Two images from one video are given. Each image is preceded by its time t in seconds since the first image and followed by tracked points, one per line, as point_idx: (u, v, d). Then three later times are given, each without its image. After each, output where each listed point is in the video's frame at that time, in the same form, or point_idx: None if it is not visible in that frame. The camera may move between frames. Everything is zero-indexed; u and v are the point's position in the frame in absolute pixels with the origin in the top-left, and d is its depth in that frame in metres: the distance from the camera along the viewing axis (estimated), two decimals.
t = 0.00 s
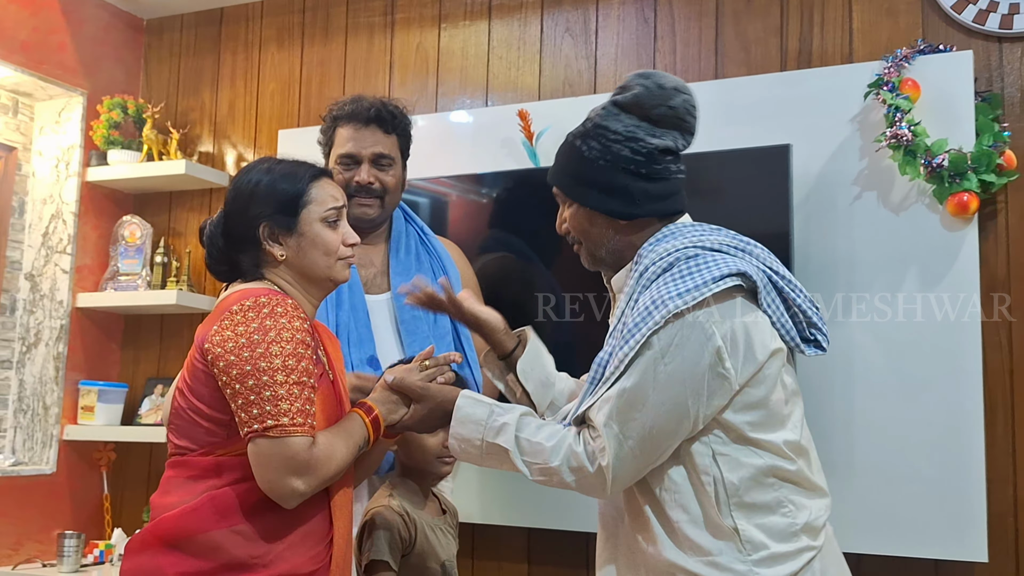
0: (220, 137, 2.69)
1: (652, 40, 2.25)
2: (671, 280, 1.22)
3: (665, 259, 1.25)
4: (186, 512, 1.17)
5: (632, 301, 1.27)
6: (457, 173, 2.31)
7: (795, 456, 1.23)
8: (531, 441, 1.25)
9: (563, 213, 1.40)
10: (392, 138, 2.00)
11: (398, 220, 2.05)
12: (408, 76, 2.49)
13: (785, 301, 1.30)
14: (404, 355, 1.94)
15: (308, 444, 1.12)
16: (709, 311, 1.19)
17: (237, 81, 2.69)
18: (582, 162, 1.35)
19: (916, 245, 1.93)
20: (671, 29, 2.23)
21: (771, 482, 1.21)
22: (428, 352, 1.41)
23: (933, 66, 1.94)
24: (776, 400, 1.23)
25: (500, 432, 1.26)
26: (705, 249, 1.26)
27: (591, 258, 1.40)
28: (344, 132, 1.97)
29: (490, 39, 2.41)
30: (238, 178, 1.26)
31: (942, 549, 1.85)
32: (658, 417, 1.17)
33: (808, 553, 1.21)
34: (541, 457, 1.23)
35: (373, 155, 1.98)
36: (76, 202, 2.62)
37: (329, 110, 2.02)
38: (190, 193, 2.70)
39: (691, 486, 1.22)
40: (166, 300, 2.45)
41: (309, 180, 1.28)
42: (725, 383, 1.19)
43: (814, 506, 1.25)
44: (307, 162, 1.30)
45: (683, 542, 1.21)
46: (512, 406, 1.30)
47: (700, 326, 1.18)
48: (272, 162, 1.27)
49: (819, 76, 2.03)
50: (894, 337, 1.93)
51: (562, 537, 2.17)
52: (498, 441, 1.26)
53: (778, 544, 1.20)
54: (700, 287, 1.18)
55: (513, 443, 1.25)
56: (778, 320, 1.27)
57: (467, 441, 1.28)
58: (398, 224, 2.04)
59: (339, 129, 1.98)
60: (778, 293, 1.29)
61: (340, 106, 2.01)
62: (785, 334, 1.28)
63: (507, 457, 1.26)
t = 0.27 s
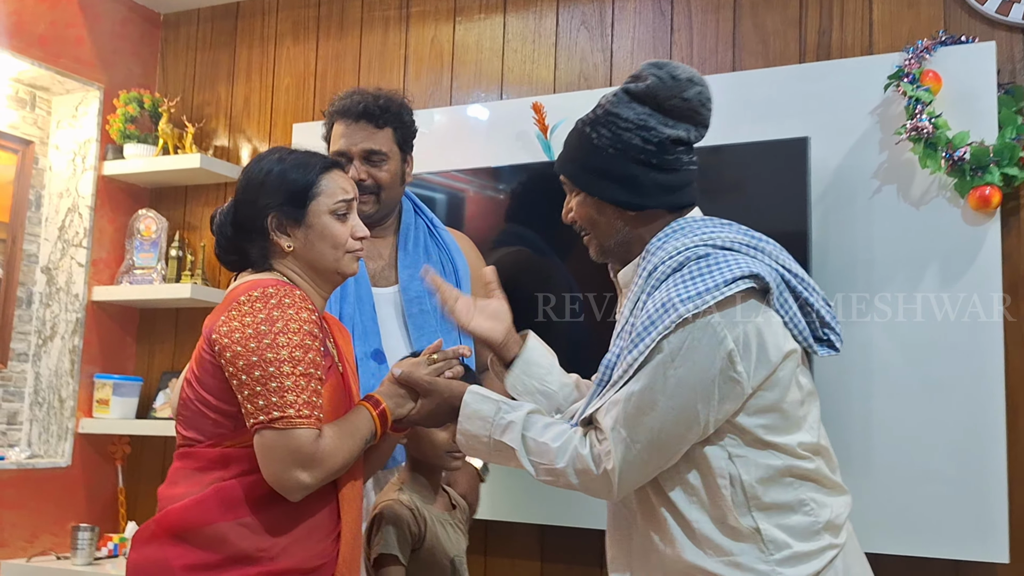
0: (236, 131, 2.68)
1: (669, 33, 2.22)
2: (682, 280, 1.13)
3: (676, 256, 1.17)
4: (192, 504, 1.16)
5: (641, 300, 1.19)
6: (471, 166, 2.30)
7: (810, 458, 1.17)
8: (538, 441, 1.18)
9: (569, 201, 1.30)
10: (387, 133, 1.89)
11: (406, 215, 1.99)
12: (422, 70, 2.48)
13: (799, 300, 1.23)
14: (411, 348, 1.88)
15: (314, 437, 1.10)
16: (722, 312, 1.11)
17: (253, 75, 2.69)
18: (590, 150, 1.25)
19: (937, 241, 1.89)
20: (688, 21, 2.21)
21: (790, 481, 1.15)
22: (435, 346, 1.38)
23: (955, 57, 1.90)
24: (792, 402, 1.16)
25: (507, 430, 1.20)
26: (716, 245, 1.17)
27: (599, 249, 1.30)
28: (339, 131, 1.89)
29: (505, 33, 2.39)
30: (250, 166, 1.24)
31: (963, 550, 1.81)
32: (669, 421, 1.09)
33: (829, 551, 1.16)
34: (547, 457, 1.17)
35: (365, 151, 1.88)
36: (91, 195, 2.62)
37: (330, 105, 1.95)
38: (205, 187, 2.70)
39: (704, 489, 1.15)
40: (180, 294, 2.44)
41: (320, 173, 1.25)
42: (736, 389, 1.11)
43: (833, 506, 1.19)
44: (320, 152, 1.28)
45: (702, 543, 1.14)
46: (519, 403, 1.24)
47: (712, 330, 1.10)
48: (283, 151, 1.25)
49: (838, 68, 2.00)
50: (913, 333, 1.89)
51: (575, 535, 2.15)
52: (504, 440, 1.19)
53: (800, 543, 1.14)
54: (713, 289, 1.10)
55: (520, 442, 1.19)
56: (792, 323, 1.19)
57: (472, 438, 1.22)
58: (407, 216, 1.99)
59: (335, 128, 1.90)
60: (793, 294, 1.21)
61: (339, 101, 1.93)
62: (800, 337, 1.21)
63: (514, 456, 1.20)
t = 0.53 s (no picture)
0: (240, 123, 2.66)
1: (676, 22, 2.20)
2: (703, 245, 1.14)
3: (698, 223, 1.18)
4: (193, 493, 1.13)
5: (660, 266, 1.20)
6: (476, 156, 2.28)
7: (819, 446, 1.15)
8: (549, 417, 1.18)
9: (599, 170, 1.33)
10: (363, 130, 1.70)
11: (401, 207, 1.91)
12: (428, 61, 2.46)
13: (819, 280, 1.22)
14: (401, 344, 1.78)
15: (318, 422, 1.08)
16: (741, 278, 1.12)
17: (257, 66, 2.67)
18: (622, 115, 1.30)
19: (948, 231, 1.86)
20: (696, 10, 2.18)
21: (793, 471, 1.13)
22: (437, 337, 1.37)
23: (967, 45, 1.87)
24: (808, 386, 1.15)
25: (516, 408, 1.19)
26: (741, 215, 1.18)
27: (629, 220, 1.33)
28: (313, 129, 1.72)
29: (511, 22, 2.37)
30: (260, 147, 1.21)
31: (975, 545, 1.78)
32: (685, 390, 1.10)
33: (826, 547, 1.14)
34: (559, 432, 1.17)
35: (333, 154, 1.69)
36: (95, 187, 2.60)
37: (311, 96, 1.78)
38: (209, 179, 2.68)
39: (709, 468, 1.14)
40: (184, 285, 2.43)
41: (327, 160, 1.22)
42: (754, 357, 1.11)
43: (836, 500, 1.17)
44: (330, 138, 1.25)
45: (694, 523, 1.13)
46: (529, 382, 1.23)
47: (732, 294, 1.11)
48: (293, 134, 1.22)
49: (848, 56, 1.97)
50: (924, 325, 1.86)
51: (581, 529, 2.13)
52: (515, 418, 1.19)
53: (795, 535, 1.12)
54: (734, 254, 1.12)
55: (530, 419, 1.18)
56: (813, 303, 1.18)
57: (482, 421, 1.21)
58: (402, 207, 1.91)
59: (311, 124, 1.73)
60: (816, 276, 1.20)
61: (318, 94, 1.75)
62: (819, 316, 1.19)
63: (524, 436, 1.19)
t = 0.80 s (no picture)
0: (239, 123, 2.64)
1: (680, 22, 2.17)
2: (725, 232, 1.17)
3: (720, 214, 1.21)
4: (188, 500, 1.10)
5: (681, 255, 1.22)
6: (477, 158, 2.25)
7: (824, 453, 1.15)
8: (560, 409, 1.18)
9: (616, 171, 1.34)
10: (357, 133, 1.67)
11: (401, 208, 1.89)
12: (428, 61, 2.43)
13: (841, 282, 1.22)
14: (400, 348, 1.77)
15: (313, 424, 1.05)
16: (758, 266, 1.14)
17: (257, 66, 2.64)
18: (638, 112, 1.30)
19: (957, 233, 1.83)
20: (700, 10, 2.15)
21: (795, 476, 1.13)
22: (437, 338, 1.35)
23: (976, 45, 1.84)
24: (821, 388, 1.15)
25: (526, 401, 1.20)
26: (765, 208, 1.19)
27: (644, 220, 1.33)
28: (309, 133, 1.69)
29: (513, 23, 2.34)
30: (279, 143, 1.18)
31: (984, 554, 1.74)
32: (698, 378, 1.11)
33: (817, 560, 1.13)
34: (571, 424, 1.17)
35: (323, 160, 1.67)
36: (93, 188, 2.58)
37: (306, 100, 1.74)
38: (209, 181, 2.66)
39: (713, 463, 1.14)
40: (182, 288, 2.40)
41: (342, 168, 1.18)
42: (771, 348, 1.12)
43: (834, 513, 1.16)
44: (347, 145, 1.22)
45: (688, 518, 1.14)
46: (537, 378, 1.24)
47: (751, 281, 1.13)
48: (311, 136, 1.18)
49: (855, 56, 1.93)
50: (933, 330, 1.83)
51: (583, 535, 2.10)
52: (524, 411, 1.19)
53: (788, 543, 1.11)
54: (756, 241, 1.14)
55: (540, 411, 1.18)
56: (831, 303, 1.19)
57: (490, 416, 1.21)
58: (403, 209, 1.89)
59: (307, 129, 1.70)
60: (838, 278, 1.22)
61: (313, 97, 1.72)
62: (838, 319, 1.20)
63: (534, 431, 1.19)
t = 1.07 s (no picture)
0: (239, 124, 2.62)
1: (683, 22, 2.14)
2: (726, 230, 1.14)
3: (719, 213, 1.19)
4: (174, 506, 1.07)
5: (681, 252, 1.19)
6: (477, 159, 2.23)
7: (824, 458, 1.12)
8: (557, 406, 1.16)
9: (614, 172, 1.33)
10: (384, 125, 1.82)
11: (425, 207, 1.97)
12: (429, 62, 2.41)
13: (844, 285, 1.19)
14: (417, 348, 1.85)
15: (299, 424, 1.02)
16: (758, 266, 1.12)
17: (256, 67, 2.62)
18: (640, 114, 1.29)
19: (963, 236, 1.80)
20: (703, 9, 2.13)
21: (796, 481, 1.10)
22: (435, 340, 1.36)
23: (983, 44, 1.81)
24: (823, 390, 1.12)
25: (524, 397, 1.17)
26: (767, 207, 1.17)
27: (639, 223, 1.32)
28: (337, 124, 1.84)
29: (514, 23, 2.31)
30: (319, 145, 1.15)
31: (991, 563, 1.71)
32: (696, 379, 1.08)
33: (815, 567, 1.10)
34: (569, 423, 1.14)
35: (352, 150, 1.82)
36: (90, 189, 2.56)
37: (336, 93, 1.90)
38: (207, 182, 2.64)
39: (710, 466, 1.12)
40: (179, 290, 2.38)
41: (366, 199, 1.14)
42: (771, 349, 1.09)
43: (835, 520, 1.13)
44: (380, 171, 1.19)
45: (683, 522, 1.11)
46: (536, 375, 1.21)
47: (751, 280, 1.10)
48: (350, 155, 1.16)
49: (860, 56, 1.91)
50: (939, 334, 1.80)
51: (583, 541, 2.07)
52: (521, 408, 1.17)
53: (786, 550, 1.09)
54: (755, 239, 1.11)
55: (538, 408, 1.16)
56: (833, 304, 1.17)
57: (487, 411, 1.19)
58: (427, 209, 1.96)
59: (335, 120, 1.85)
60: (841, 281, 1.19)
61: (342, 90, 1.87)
62: (840, 321, 1.18)
63: (531, 427, 1.17)
